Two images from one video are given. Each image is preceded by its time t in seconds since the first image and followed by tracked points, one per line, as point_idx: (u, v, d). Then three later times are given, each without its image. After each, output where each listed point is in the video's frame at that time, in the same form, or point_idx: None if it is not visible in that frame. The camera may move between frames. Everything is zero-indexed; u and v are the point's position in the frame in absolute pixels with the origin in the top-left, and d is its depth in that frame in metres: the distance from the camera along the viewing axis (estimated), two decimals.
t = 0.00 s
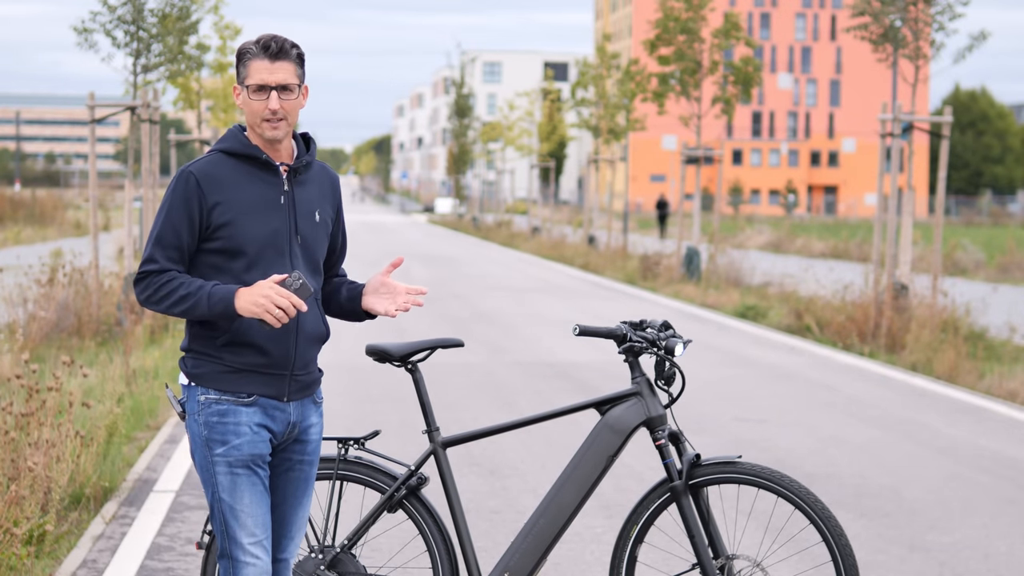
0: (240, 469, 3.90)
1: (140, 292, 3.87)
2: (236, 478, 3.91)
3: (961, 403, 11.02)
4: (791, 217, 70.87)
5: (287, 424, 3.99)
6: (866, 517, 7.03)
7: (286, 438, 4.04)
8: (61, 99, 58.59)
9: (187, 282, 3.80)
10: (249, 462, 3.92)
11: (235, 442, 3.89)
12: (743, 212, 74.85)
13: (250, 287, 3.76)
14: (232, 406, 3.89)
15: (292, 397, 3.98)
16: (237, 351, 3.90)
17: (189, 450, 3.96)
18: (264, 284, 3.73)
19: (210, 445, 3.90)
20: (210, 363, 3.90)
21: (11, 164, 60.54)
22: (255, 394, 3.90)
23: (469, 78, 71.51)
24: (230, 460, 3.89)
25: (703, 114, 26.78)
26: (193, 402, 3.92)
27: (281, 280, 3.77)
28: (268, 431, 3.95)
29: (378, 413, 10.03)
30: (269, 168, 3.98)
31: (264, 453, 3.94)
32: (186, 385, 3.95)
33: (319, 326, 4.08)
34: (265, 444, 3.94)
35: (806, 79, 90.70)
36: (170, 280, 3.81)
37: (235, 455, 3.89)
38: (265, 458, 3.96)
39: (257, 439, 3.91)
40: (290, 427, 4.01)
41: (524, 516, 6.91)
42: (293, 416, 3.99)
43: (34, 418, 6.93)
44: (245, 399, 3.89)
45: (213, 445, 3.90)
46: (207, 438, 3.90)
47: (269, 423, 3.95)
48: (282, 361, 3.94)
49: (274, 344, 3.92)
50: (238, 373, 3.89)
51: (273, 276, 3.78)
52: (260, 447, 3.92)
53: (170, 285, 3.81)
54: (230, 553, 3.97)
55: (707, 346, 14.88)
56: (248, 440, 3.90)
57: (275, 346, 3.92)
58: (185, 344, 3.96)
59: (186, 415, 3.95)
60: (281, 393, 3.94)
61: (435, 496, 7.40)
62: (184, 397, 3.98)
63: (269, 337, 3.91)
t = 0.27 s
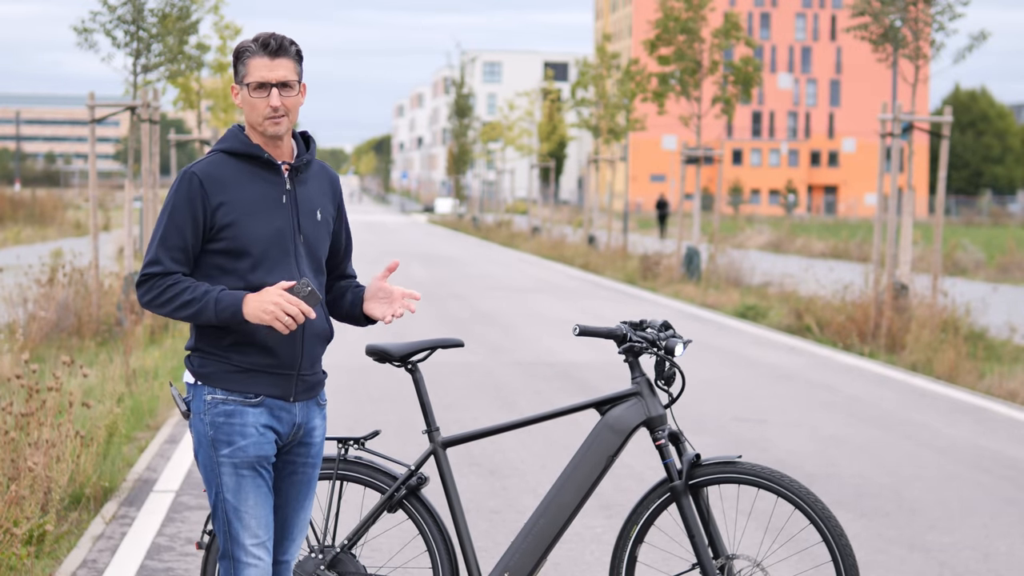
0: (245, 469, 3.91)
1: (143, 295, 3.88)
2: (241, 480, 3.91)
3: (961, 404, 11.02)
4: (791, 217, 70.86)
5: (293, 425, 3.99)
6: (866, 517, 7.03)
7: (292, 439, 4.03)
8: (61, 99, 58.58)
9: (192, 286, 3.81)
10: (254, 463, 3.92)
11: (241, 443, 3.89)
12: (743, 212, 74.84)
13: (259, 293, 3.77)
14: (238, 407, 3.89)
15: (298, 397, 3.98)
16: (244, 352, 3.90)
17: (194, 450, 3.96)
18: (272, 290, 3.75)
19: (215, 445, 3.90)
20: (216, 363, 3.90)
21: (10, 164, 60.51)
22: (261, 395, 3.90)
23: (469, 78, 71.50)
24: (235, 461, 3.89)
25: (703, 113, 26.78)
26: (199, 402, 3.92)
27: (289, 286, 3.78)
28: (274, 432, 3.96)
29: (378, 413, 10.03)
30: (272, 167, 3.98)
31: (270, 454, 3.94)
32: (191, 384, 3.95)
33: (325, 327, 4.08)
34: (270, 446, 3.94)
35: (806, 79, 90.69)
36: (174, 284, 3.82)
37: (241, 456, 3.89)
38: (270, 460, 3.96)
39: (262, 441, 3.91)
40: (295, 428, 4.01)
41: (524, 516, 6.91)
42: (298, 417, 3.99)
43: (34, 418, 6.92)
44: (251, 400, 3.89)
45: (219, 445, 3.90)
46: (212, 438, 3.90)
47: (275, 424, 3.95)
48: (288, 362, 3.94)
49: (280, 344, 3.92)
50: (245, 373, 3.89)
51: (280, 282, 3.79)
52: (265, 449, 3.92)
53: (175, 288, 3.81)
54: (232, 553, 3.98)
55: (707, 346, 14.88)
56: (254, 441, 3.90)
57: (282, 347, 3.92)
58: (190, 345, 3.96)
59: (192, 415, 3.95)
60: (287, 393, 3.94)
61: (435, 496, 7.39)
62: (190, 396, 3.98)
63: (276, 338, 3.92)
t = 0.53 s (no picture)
0: (248, 472, 3.90)
1: (150, 294, 3.82)
2: (244, 482, 3.91)
3: (961, 403, 11.01)
4: (791, 216, 70.86)
5: (296, 427, 3.98)
6: (866, 517, 7.02)
7: (294, 442, 4.03)
8: (60, 99, 58.56)
9: (198, 268, 3.75)
10: (257, 466, 3.91)
11: (244, 445, 3.88)
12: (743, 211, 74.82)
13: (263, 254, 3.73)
14: (243, 408, 3.88)
15: (303, 398, 3.97)
16: (250, 350, 3.88)
17: (197, 451, 3.95)
18: (277, 248, 3.71)
19: (219, 447, 3.90)
20: (223, 362, 3.88)
21: (10, 164, 60.49)
22: (267, 396, 3.89)
23: (469, 77, 71.47)
24: (239, 463, 3.89)
25: (703, 113, 26.76)
26: (203, 401, 3.90)
27: (290, 240, 3.76)
28: (278, 434, 3.95)
29: (378, 413, 10.02)
30: (274, 165, 3.97)
31: (272, 457, 3.94)
32: (195, 383, 3.94)
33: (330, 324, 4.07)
34: (273, 448, 3.94)
35: (806, 79, 90.67)
36: (180, 270, 3.75)
37: (244, 459, 3.89)
38: (273, 463, 3.95)
39: (266, 443, 3.90)
40: (298, 431, 4.00)
41: (524, 516, 6.90)
42: (302, 419, 3.98)
43: (33, 418, 6.92)
44: (256, 400, 3.88)
45: (222, 446, 3.89)
46: (216, 440, 3.89)
47: (279, 426, 3.94)
48: (294, 359, 3.93)
49: (286, 341, 3.91)
50: (252, 372, 3.88)
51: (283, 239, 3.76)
52: (268, 451, 3.92)
53: (181, 276, 3.75)
54: (231, 554, 3.97)
55: (708, 346, 14.87)
56: (258, 443, 3.89)
57: (288, 343, 3.91)
58: (195, 341, 3.93)
59: (196, 414, 3.94)
60: (292, 392, 3.93)
61: (435, 496, 7.39)
62: (194, 395, 3.97)
63: (282, 333, 3.90)
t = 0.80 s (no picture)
0: (253, 475, 3.90)
1: (152, 301, 3.83)
2: (248, 485, 3.91)
3: (961, 404, 11.01)
4: (791, 216, 70.82)
5: (301, 430, 3.98)
6: (866, 517, 7.02)
7: (300, 444, 4.02)
8: (61, 99, 58.56)
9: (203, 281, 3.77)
10: (262, 469, 3.91)
11: (249, 448, 3.88)
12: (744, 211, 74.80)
13: (274, 281, 3.75)
14: (247, 411, 3.88)
15: (307, 401, 3.97)
16: (255, 355, 3.88)
17: (202, 453, 3.95)
18: (288, 278, 3.73)
19: (223, 450, 3.89)
20: (227, 365, 3.88)
21: (11, 164, 60.47)
22: (270, 398, 3.89)
23: (469, 77, 71.45)
24: (243, 466, 3.89)
25: (703, 113, 26.75)
26: (207, 404, 3.90)
27: (304, 274, 3.77)
28: (282, 436, 3.94)
29: (379, 413, 10.02)
30: (278, 166, 3.97)
31: (277, 459, 3.93)
32: (199, 386, 3.94)
33: (335, 330, 4.08)
34: (278, 451, 3.93)
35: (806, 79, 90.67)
36: (185, 283, 3.77)
37: (248, 462, 3.89)
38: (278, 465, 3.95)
39: (270, 446, 3.90)
40: (303, 434, 4.00)
41: (524, 516, 6.90)
42: (306, 422, 3.98)
43: (33, 418, 6.91)
44: (260, 404, 3.88)
45: (227, 450, 3.89)
46: (220, 443, 3.89)
47: (284, 428, 3.93)
48: (298, 364, 3.93)
49: (290, 348, 3.91)
50: (256, 376, 3.88)
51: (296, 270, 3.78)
52: (273, 454, 3.91)
53: (185, 287, 3.76)
54: (236, 557, 3.98)
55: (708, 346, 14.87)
56: (262, 447, 3.89)
57: (293, 348, 3.91)
58: (199, 345, 3.93)
59: (199, 418, 3.94)
60: (296, 396, 3.93)
61: (435, 496, 7.39)
62: (197, 397, 3.97)
63: (287, 340, 3.91)
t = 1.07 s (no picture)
0: (252, 477, 3.90)
1: (153, 301, 3.88)
2: (248, 487, 3.90)
3: (961, 404, 11.01)
4: (791, 216, 70.83)
5: (303, 432, 3.98)
6: (866, 517, 7.02)
7: (301, 446, 4.02)
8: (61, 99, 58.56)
9: (208, 292, 3.82)
10: (262, 471, 3.91)
11: (249, 450, 3.88)
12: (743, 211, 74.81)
13: (279, 301, 3.80)
14: (248, 413, 3.87)
15: (309, 403, 3.97)
16: (256, 356, 3.88)
17: (203, 455, 3.95)
18: (294, 299, 3.78)
19: (223, 452, 3.89)
20: (228, 365, 3.88)
21: (11, 164, 60.45)
22: (272, 401, 3.89)
23: (469, 77, 71.44)
24: (243, 468, 3.89)
25: (703, 113, 26.74)
26: (208, 405, 3.90)
27: (311, 299, 3.81)
28: (284, 439, 3.94)
29: (379, 413, 10.01)
30: (282, 168, 3.97)
31: (277, 463, 3.93)
32: (201, 387, 3.94)
33: (340, 326, 4.07)
34: (279, 454, 3.93)
35: (806, 80, 90.66)
36: (190, 290, 3.83)
37: (248, 464, 3.88)
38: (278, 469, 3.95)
39: (271, 449, 3.90)
40: (305, 436, 3.99)
41: (524, 516, 6.90)
42: (308, 424, 3.98)
43: (33, 418, 6.91)
44: (262, 406, 3.88)
45: (227, 452, 3.89)
46: (221, 445, 3.89)
47: (285, 431, 3.93)
48: (299, 368, 3.93)
49: (292, 350, 3.91)
50: (257, 378, 3.88)
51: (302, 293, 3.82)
52: (273, 457, 3.91)
53: (189, 294, 3.82)
54: (233, 559, 3.98)
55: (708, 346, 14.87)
56: (262, 450, 3.89)
57: (294, 352, 3.91)
58: (201, 345, 3.95)
59: (201, 418, 3.93)
60: (297, 398, 3.93)
61: (435, 496, 7.39)
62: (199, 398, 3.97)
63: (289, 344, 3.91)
